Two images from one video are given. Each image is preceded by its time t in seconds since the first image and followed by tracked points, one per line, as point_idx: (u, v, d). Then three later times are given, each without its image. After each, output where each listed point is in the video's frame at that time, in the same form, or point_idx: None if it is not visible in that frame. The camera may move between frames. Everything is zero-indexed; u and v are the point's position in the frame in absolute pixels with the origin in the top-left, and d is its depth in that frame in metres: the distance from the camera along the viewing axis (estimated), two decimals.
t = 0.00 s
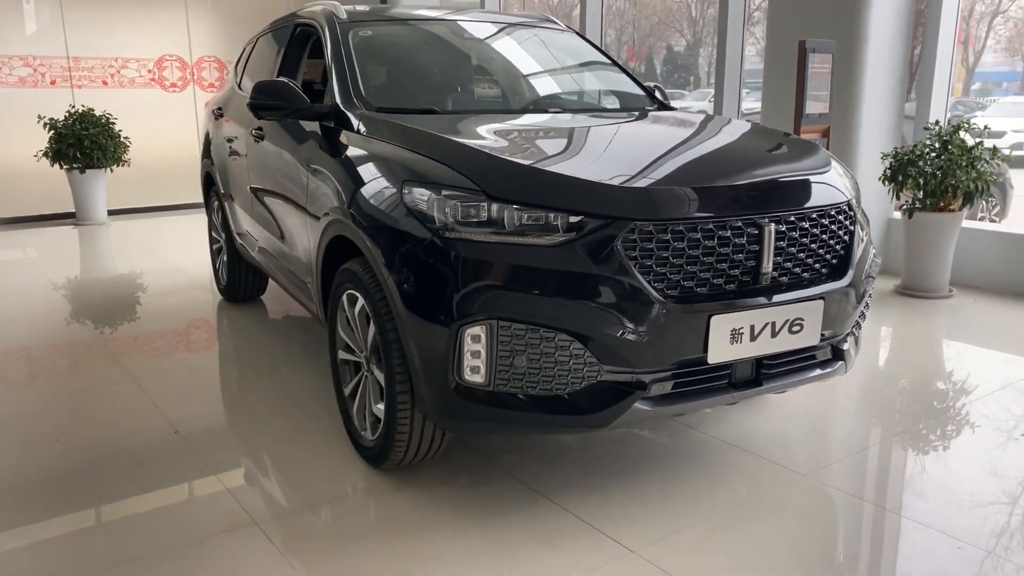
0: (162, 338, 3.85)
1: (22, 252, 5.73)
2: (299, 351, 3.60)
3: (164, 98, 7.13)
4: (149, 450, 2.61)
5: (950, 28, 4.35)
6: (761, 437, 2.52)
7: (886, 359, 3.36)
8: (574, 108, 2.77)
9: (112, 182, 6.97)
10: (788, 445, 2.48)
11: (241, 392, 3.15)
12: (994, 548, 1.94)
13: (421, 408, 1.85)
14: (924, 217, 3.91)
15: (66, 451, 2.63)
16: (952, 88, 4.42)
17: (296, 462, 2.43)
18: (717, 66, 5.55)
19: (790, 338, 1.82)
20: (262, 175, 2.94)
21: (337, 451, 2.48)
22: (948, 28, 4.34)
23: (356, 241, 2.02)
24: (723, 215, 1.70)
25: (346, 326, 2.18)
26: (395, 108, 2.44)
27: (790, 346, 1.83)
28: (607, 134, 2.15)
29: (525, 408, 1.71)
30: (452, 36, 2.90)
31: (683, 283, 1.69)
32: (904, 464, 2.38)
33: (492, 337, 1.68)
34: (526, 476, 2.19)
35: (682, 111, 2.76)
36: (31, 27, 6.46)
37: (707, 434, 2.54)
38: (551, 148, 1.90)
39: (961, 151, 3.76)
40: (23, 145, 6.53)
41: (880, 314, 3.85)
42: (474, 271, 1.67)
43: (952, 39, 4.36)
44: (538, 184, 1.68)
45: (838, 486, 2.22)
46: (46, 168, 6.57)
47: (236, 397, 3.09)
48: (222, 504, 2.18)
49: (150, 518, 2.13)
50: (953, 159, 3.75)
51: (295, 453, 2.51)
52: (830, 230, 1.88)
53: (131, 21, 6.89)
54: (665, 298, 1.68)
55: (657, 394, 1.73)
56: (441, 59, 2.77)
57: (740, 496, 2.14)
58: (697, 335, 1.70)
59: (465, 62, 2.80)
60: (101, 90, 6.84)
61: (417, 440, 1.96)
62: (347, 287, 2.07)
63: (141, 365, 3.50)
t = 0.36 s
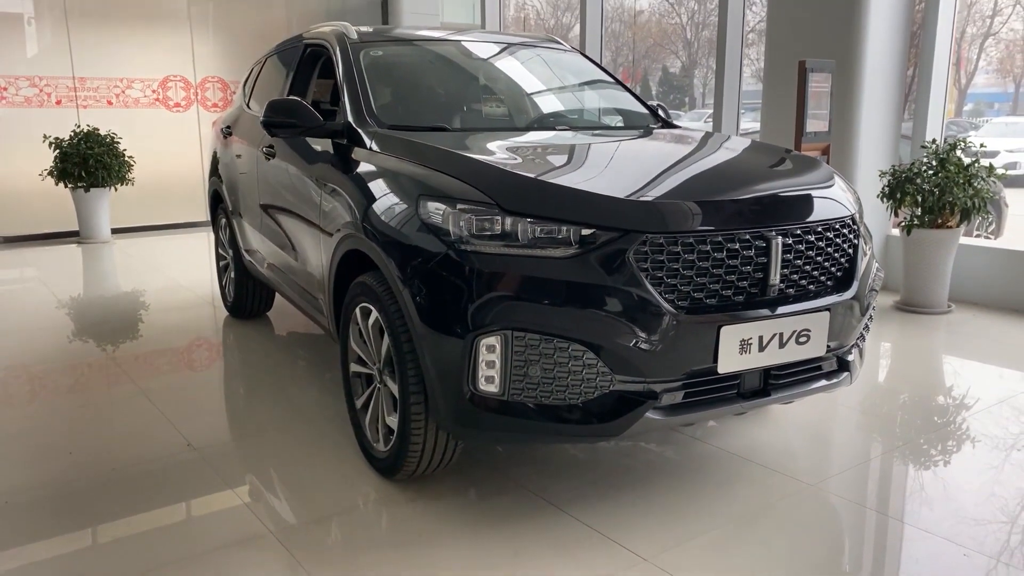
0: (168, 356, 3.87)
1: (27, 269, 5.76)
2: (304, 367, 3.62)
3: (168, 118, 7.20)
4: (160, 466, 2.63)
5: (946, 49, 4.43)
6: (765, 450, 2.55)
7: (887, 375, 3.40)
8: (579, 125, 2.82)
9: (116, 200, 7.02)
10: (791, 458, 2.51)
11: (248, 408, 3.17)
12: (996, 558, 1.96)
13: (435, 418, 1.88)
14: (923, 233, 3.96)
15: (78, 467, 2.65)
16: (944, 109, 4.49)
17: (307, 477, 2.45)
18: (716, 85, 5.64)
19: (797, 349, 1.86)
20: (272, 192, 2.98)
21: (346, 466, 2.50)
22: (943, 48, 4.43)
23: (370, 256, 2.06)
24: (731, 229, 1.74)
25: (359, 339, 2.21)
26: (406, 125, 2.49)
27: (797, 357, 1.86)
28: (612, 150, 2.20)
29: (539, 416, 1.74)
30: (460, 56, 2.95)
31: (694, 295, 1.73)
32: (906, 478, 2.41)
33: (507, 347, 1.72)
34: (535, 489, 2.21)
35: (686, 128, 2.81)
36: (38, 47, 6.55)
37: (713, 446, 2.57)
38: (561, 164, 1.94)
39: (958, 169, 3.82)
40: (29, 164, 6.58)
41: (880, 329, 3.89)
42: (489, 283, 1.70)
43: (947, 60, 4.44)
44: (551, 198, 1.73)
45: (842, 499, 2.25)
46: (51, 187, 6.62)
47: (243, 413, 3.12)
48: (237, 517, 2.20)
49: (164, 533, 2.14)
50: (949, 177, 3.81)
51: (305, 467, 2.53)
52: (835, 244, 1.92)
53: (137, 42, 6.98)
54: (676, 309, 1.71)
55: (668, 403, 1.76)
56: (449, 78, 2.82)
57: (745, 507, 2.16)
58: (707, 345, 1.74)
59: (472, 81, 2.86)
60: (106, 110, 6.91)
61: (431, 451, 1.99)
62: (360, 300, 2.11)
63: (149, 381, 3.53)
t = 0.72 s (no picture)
0: (168, 368, 3.86)
1: (26, 282, 5.76)
2: (305, 378, 3.61)
3: (168, 131, 7.23)
4: (161, 478, 2.62)
5: (943, 61, 4.47)
6: (768, 459, 2.54)
7: (888, 384, 3.40)
8: (581, 134, 2.83)
9: (115, 213, 7.02)
10: (794, 467, 2.50)
11: (249, 419, 3.16)
12: (1002, 565, 1.96)
13: (440, 424, 1.87)
14: (923, 244, 3.97)
15: (78, 480, 2.64)
16: (941, 123, 4.52)
17: (309, 487, 2.43)
18: (716, 98, 5.67)
19: (803, 354, 1.86)
20: (275, 202, 2.98)
21: (348, 476, 2.48)
22: (941, 60, 4.46)
23: (375, 263, 2.06)
24: (736, 234, 1.74)
25: (363, 346, 2.21)
26: (410, 133, 2.50)
27: (803, 361, 1.86)
28: (615, 158, 2.21)
29: (545, 421, 1.74)
30: (463, 66, 2.97)
31: (700, 299, 1.73)
32: (908, 487, 2.39)
33: (513, 351, 1.71)
34: (537, 499, 2.19)
35: (687, 137, 2.82)
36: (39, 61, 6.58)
37: (715, 454, 2.57)
38: (566, 169, 1.95)
39: (958, 180, 3.85)
40: (29, 177, 6.59)
41: (880, 339, 3.90)
42: (495, 287, 1.70)
43: (945, 72, 4.48)
44: (557, 202, 1.73)
45: (845, 507, 2.23)
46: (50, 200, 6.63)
47: (244, 424, 3.10)
48: (238, 529, 2.18)
49: (166, 545, 2.13)
50: (949, 187, 3.83)
51: (306, 477, 2.52)
52: (839, 249, 1.93)
53: (138, 56, 7.01)
54: (682, 313, 1.71)
55: (674, 408, 1.75)
56: (452, 88, 2.83)
57: (749, 515, 2.15)
58: (712, 349, 1.74)
59: (475, 91, 2.87)
60: (107, 123, 6.94)
61: (435, 457, 1.98)
62: (365, 307, 2.11)
63: (149, 393, 3.52)
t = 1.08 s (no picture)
0: (166, 367, 3.83)
1: (23, 281, 5.72)
2: (303, 376, 3.58)
3: (166, 130, 7.20)
4: (159, 477, 2.59)
5: (943, 57, 4.46)
6: (770, 454, 2.52)
7: (889, 381, 3.38)
8: (582, 127, 2.81)
9: (112, 213, 6.99)
10: (797, 463, 2.47)
11: (248, 416, 3.13)
12: (1008, 558, 1.94)
13: (442, 415, 1.85)
14: (924, 239, 3.96)
15: (75, 479, 2.61)
16: (942, 119, 4.51)
17: (308, 485, 2.41)
18: (715, 96, 5.65)
19: (807, 343, 1.84)
20: (274, 196, 2.96)
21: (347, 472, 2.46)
22: (941, 57, 4.46)
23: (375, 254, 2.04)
24: (740, 221, 1.72)
25: (363, 339, 2.19)
26: (410, 125, 2.48)
27: (807, 351, 1.84)
28: (617, 148, 2.19)
29: (547, 411, 1.71)
30: (463, 59, 2.95)
31: (704, 287, 1.70)
32: (910, 483, 2.37)
33: (515, 341, 1.69)
34: (539, 495, 2.16)
35: (688, 129, 2.80)
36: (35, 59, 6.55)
37: (717, 448, 2.54)
38: (567, 158, 1.93)
39: (959, 175, 3.83)
40: (26, 176, 6.55)
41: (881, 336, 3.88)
42: (497, 276, 1.68)
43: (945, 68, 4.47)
44: (559, 191, 1.71)
45: (849, 501, 2.21)
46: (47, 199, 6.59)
47: (242, 421, 3.08)
48: (237, 528, 2.15)
49: (165, 545, 2.10)
50: (950, 182, 3.81)
51: (305, 475, 2.49)
52: (844, 238, 1.91)
53: (135, 55, 6.99)
54: (686, 302, 1.69)
55: (678, 398, 1.73)
56: (452, 81, 2.81)
57: (753, 508, 2.12)
58: (717, 338, 1.72)
59: (475, 84, 2.86)
60: (104, 122, 6.91)
61: (436, 450, 1.96)
62: (364, 299, 2.09)
63: (147, 392, 3.49)
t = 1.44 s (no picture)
0: (161, 367, 3.79)
1: (17, 280, 5.67)
2: (298, 375, 3.54)
3: (161, 128, 7.16)
4: (154, 477, 2.55)
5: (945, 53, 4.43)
6: (771, 453, 2.48)
7: (892, 380, 3.35)
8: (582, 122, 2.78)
9: (107, 212, 6.94)
10: (798, 462, 2.44)
11: (244, 415, 3.09)
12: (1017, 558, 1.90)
13: (440, 413, 1.81)
14: (925, 236, 3.94)
15: (67, 479, 2.56)
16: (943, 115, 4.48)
17: (304, 486, 2.36)
18: (715, 93, 5.62)
19: (813, 340, 1.80)
20: (271, 192, 2.92)
21: (344, 472, 2.42)
22: (943, 53, 4.43)
23: (372, 250, 2.00)
24: (746, 215, 1.69)
25: (360, 337, 2.15)
26: (408, 119, 2.45)
27: (813, 347, 1.81)
28: (618, 142, 2.15)
29: (549, 409, 1.68)
30: (462, 54, 2.92)
31: (709, 282, 1.67)
32: (914, 482, 2.34)
33: (516, 337, 1.66)
34: (540, 494, 2.13)
35: (689, 124, 2.77)
36: (30, 56, 6.50)
37: (720, 446, 2.51)
38: (567, 152, 1.89)
39: (960, 171, 3.81)
40: (20, 175, 6.50)
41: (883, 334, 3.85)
42: (497, 271, 1.65)
43: (947, 64, 4.44)
44: (560, 184, 1.67)
45: (855, 500, 2.18)
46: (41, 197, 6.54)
47: (238, 421, 3.04)
48: (233, 529, 2.11)
49: (160, 547, 2.06)
50: (952, 178, 3.79)
51: (302, 474, 2.45)
52: (850, 232, 1.88)
53: (131, 52, 6.94)
54: (690, 297, 1.66)
55: (681, 396, 1.69)
56: (450, 75, 2.78)
57: (758, 508, 2.09)
58: (721, 334, 1.68)
59: (474, 78, 2.82)
60: (99, 120, 6.86)
61: (435, 449, 1.92)
62: (361, 295, 2.05)
63: (141, 391, 3.45)
